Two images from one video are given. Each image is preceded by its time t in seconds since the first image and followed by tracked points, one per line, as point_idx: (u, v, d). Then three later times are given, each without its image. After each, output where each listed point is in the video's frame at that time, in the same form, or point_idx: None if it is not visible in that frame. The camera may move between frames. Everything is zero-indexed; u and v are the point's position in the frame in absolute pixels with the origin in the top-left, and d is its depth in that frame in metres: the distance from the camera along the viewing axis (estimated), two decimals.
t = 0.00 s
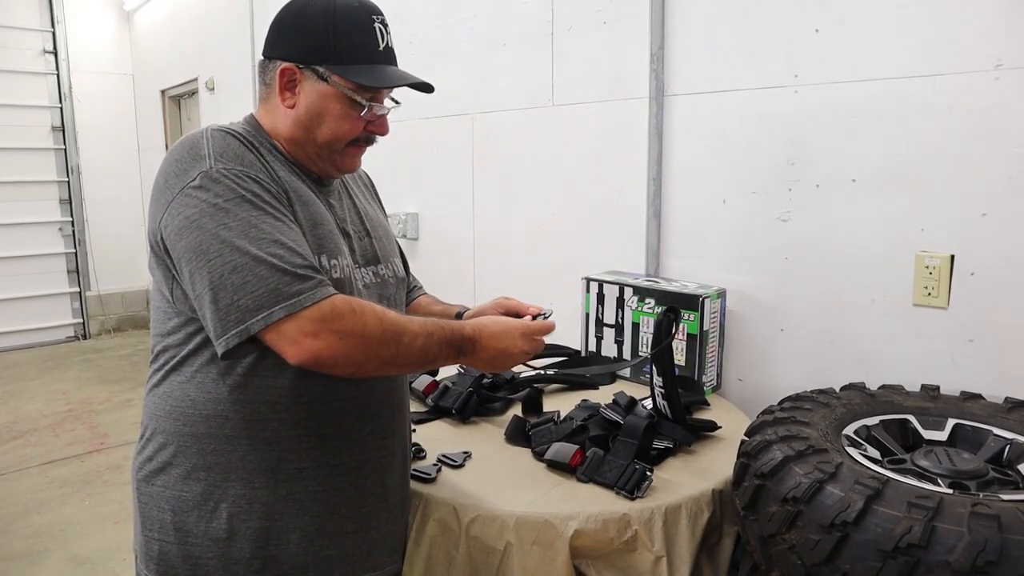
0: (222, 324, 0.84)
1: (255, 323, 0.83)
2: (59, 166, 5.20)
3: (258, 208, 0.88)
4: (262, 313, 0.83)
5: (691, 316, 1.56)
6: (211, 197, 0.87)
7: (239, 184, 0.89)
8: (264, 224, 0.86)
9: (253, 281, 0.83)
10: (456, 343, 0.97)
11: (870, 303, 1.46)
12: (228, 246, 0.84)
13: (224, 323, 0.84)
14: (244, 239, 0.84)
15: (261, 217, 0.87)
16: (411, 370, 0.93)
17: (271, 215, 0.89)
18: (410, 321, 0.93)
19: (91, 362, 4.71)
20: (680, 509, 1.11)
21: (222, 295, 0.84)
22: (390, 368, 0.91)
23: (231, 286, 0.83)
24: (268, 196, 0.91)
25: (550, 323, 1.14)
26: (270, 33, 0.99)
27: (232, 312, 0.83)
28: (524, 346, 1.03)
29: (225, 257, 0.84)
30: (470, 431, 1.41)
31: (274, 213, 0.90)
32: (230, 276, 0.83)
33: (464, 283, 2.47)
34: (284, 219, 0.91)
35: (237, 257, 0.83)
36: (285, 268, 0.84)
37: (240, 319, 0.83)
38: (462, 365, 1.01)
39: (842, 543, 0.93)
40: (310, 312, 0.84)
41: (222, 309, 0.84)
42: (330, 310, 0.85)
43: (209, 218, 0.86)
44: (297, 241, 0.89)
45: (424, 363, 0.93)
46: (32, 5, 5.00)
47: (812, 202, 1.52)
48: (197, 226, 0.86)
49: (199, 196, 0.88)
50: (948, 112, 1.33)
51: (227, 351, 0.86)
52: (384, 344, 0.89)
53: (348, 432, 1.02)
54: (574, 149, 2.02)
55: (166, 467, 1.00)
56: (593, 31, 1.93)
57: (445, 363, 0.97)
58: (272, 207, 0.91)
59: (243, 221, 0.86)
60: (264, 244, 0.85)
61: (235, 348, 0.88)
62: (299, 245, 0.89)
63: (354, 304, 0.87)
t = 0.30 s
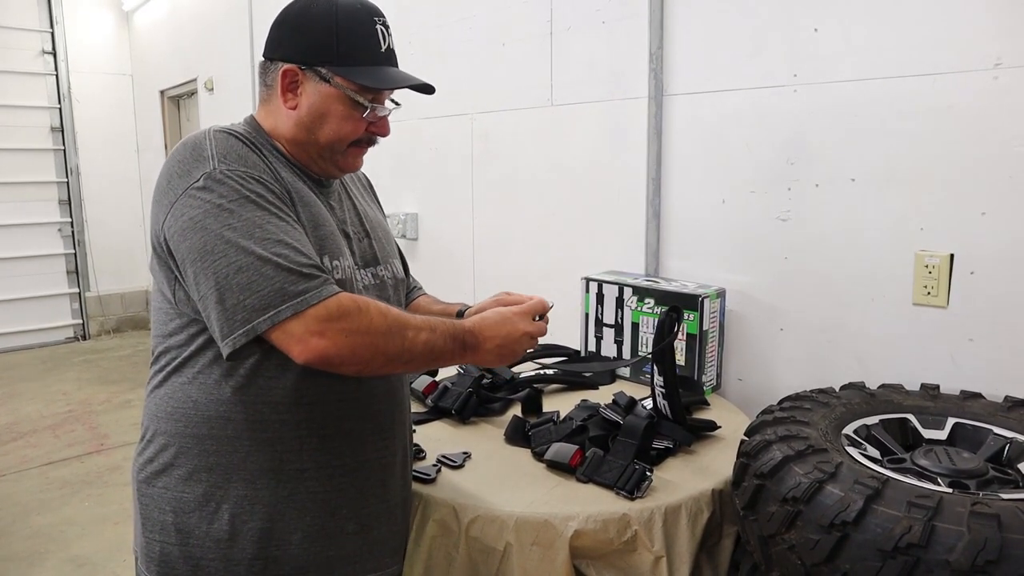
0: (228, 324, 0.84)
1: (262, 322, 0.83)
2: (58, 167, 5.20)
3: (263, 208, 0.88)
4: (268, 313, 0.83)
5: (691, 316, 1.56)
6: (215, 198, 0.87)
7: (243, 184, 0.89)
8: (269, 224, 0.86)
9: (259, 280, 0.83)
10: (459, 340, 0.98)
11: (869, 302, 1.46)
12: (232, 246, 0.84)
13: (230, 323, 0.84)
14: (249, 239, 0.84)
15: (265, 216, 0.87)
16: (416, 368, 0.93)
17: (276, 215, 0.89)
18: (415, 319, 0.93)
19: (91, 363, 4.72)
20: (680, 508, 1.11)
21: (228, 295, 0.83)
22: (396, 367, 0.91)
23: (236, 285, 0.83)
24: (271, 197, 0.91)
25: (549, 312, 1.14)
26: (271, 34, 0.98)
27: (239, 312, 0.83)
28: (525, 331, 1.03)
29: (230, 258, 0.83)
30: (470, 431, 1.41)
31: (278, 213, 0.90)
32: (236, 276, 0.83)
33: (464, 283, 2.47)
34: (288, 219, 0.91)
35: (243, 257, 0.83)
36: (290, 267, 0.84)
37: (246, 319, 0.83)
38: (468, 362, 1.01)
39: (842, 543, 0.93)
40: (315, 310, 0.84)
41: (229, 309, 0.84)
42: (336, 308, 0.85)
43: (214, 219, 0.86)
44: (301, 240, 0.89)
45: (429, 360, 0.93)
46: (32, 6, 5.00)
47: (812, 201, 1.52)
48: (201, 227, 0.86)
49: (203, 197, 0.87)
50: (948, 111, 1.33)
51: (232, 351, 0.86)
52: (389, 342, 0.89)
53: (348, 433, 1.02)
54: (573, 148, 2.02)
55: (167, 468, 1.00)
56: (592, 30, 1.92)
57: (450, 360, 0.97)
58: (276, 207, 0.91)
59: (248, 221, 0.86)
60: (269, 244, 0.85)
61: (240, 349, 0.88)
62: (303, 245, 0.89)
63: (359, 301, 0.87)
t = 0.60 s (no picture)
0: (230, 327, 0.84)
1: (263, 324, 0.83)
2: (59, 169, 5.20)
3: (264, 211, 0.88)
4: (270, 314, 0.83)
5: (691, 316, 1.56)
6: (217, 201, 0.87)
7: (244, 187, 0.89)
8: (270, 226, 0.87)
9: (260, 282, 0.83)
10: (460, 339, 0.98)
11: (869, 303, 1.47)
12: (234, 248, 0.84)
13: (232, 325, 0.84)
14: (250, 241, 0.84)
15: (267, 218, 0.88)
16: (417, 369, 0.93)
17: (277, 217, 0.89)
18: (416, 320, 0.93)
19: (92, 364, 4.72)
20: (680, 509, 1.11)
21: (230, 298, 0.84)
22: (397, 366, 0.91)
23: (238, 287, 0.83)
24: (273, 199, 0.92)
25: (548, 308, 1.13)
26: (275, 37, 0.98)
27: (241, 314, 0.84)
28: (526, 327, 1.04)
29: (232, 260, 0.84)
30: (471, 432, 1.41)
31: (280, 216, 0.90)
32: (238, 278, 0.83)
33: (464, 284, 2.47)
34: (289, 222, 0.91)
35: (244, 259, 0.84)
36: (292, 269, 0.84)
37: (248, 321, 0.83)
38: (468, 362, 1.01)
39: (842, 544, 0.93)
40: (316, 312, 0.84)
41: (231, 311, 0.84)
42: (337, 309, 0.85)
43: (215, 221, 0.86)
44: (301, 242, 0.89)
45: (430, 360, 0.93)
46: (32, 8, 5.01)
47: (811, 202, 1.52)
48: (202, 229, 0.86)
49: (204, 200, 0.88)
50: (947, 112, 1.33)
51: (234, 354, 0.86)
52: (391, 342, 0.89)
53: (349, 436, 1.02)
54: (573, 149, 2.02)
55: (169, 470, 1.00)
56: (591, 31, 1.92)
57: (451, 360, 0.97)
58: (277, 210, 0.91)
59: (249, 223, 0.86)
60: (270, 246, 0.85)
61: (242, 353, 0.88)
62: (304, 247, 0.89)
63: (360, 303, 0.88)
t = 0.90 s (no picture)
0: (231, 330, 0.84)
1: (265, 327, 0.84)
2: (59, 171, 5.20)
3: (265, 215, 0.89)
4: (273, 318, 0.84)
5: (691, 319, 1.57)
6: (217, 205, 0.88)
7: (245, 191, 0.90)
8: (271, 230, 0.87)
9: (261, 286, 0.83)
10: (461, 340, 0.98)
11: (869, 304, 1.47)
12: (235, 252, 0.84)
13: (233, 329, 0.84)
14: (250, 245, 0.85)
15: (268, 222, 0.88)
16: (418, 370, 0.94)
17: (278, 221, 0.89)
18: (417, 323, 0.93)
19: (92, 367, 4.72)
20: (681, 512, 1.11)
21: (231, 301, 0.84)
22: (399, 368, 0.91)
23: (239, 291, 0.84)
24: (273, 203, 0.92)
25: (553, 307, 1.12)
26: (278, 41, 0.99)
27: (243, 317, 0.84)
28: (526, 327, 1.04)
29: (233, 264, 0.84)
30: (471, 435, 1.41)
31: (280, 220, 0.90)
32: (239, 282, 0.84)
33: (464, 287, 2.47)
34: (290, 225, 0.91)
35: (245, 263, 0.84)
36: (292, 273, 0.84)
37: (249, 325, 0.84)
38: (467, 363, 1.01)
39: (842, 546, 0.93)
40: (318, 316, 0.84)
41: (232, 314, 0.84)
42: (338, 313, 0.85)
43: (216, 225, 0.86)
44: (302, 246, 0.89)
45: (431, 362, 0.94)
46: (32, 11, 5.02)
47: (811, 204, 1.53)
48: (203, 233, 0.86)
49: (204, 204, 0.88)
50: (946, 114, 1.33)
51: (236, 357, 0.86)
52: (393, 345, 0.89)
53: (348, 439, 1.02)
54: (573, 151, 2.02)
55: (169, 474, 1.00)
56: (591, 34, 1.93)
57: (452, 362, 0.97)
58: (278, 214, 0.91)
59: (249, 227, 0.86)
60: (271, 250, 0.85)
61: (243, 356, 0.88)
62: (305, 250, 0.89)
63: (363, 307, 0.88)
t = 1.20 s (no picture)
0: (192, 340, 0.84)
1: (219, 343, 0.81)
2: (59, 174, 5.21)
3: (240, 225, 0.87)
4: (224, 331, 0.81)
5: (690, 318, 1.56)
6: (194, 213, 0.86)
7: (224, 201, 0.88)
8: (242, 241, 0.85)
9: (222, 299, 0.82)
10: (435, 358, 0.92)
11: (870, 304, 1.47)
12: (202, 262, 0.83)
13: (194, 340, 0.84)
14: (217, 255, 0.83)
15: (241, 233, 0.86)
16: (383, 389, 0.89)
17: (253, 232, 0.88)
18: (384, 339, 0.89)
19: (93, 370, 4.72)
20: (682, 511, 1.11)
21: (194, 311, 0.83)
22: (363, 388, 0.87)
23: (202, 302, 0.83)
24: (253, 213, 0.90)
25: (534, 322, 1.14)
26: (283, 41, 0.99)
27: (201, 329, 0.82)
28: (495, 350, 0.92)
29: (199, 273, 0.83)
30: (472, 436, 1.41)
31: (258, 230, 0.89)
32: (202, 292, 0.83)
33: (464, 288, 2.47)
34: (267, 236, 0.89)
35: (209, 274, 0.83)
36: (253, 288, 0.82)
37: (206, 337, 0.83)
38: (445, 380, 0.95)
39: (843, 545, 0.93)
40: (271, 334, 0.82)
41: (193, 324, 0.83)
42: (291, 331, 0.82)
43: (188, 232, 0.85)
44: (276, 258, 0.88)
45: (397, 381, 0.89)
46: (32, 15, 5.03)
47: (811, 203, 1.53)
48: (177, 239, 0.85)
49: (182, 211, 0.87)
50: (945, 113, 1.33)
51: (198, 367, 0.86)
52: (353, 364, 0.85)
53: (347, 442, 1.02)
54: (572, 152, 2.02)
55: (167, 478, 1.00)
56: (591, 35, 1.93)
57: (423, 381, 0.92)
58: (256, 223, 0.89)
59: (220, 239, 0.85)
60: (236, 262, 0.83)
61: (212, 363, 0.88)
62: (278, 264, 0.87)
63: (319, 323, 0.84)
